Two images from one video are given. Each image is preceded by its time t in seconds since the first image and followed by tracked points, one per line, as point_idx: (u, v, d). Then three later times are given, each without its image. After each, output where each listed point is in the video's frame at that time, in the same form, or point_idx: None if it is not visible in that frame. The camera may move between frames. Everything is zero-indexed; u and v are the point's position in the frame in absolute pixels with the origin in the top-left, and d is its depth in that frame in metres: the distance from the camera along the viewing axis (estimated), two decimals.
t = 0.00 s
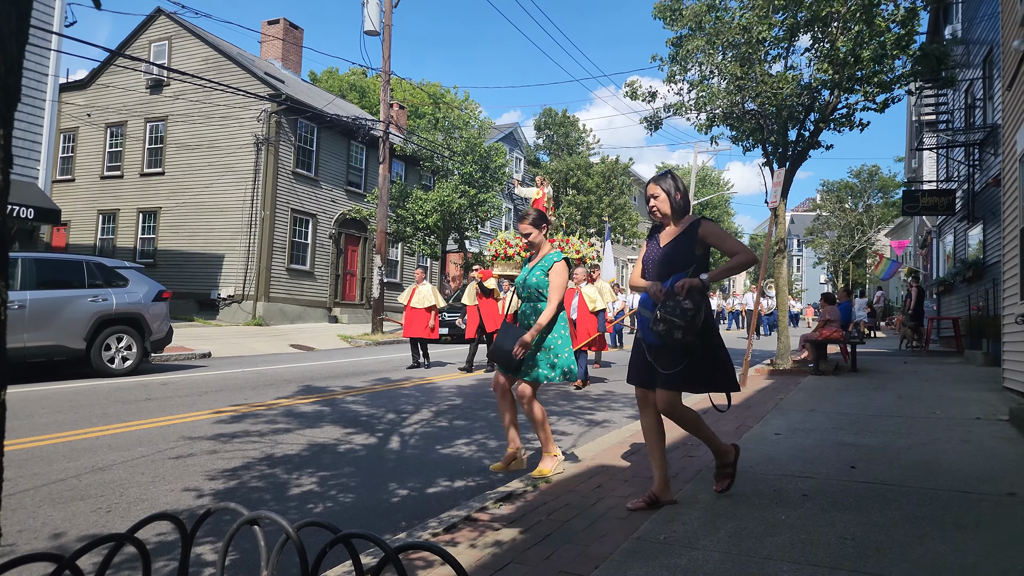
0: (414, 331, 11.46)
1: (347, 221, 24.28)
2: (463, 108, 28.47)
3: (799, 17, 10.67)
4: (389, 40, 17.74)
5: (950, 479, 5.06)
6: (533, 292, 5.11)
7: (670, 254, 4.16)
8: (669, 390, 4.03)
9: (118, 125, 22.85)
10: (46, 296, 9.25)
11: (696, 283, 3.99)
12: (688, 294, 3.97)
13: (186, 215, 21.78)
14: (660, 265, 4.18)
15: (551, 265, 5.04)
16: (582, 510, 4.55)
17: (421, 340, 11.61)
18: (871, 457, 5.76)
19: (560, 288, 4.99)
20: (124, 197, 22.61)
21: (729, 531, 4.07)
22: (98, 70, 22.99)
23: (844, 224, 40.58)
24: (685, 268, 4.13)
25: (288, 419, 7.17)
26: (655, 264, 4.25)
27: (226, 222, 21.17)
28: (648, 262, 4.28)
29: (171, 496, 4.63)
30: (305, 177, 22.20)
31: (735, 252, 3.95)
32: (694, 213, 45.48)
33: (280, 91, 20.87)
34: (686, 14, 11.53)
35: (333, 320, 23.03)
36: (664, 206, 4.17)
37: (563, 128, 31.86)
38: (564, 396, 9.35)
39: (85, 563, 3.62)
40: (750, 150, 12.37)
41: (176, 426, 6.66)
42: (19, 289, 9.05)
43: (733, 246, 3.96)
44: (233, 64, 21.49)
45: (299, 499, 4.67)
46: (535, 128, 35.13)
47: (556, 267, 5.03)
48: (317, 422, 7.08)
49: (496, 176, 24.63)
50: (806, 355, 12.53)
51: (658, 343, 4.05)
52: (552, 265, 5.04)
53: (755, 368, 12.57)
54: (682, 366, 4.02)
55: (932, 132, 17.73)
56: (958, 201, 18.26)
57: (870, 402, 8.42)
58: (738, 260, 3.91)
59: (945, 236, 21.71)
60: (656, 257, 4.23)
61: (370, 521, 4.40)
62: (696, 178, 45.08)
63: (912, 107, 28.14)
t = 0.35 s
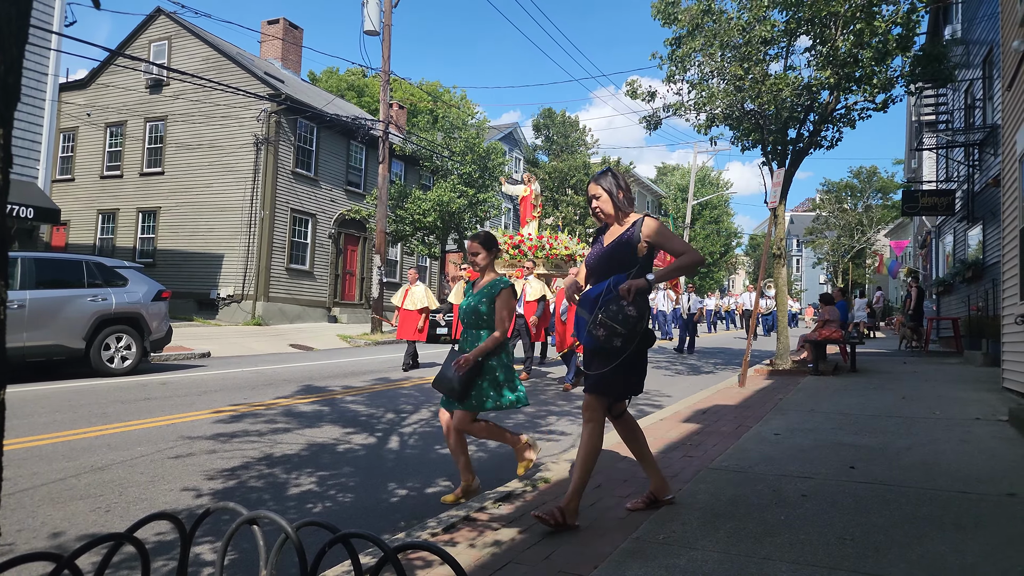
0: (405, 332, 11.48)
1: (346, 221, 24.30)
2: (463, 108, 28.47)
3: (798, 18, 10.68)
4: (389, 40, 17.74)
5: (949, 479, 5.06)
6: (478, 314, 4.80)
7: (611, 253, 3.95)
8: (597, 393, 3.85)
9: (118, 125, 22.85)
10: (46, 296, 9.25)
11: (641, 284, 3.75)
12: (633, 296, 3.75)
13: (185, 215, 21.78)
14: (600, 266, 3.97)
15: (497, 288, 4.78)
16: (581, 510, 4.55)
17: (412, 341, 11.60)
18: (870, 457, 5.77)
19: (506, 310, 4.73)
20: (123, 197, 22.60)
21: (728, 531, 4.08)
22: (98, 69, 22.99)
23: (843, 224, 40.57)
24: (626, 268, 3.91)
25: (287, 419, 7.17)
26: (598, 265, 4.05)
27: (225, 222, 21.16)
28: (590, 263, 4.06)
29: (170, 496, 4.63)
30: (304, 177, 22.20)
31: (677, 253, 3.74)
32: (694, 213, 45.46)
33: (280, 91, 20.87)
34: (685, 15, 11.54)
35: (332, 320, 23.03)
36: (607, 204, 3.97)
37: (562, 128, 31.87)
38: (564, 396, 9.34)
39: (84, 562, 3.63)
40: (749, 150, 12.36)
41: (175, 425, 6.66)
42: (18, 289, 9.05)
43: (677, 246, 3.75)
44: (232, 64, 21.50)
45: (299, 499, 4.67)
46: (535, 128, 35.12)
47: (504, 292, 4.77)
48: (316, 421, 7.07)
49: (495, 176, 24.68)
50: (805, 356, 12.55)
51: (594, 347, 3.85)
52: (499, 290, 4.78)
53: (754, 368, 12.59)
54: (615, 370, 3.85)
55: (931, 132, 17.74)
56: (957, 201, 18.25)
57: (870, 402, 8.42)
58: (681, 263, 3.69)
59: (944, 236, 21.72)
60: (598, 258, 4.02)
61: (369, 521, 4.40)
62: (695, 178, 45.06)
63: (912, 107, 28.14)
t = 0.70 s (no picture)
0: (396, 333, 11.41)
1: (346, 221, 24.31)
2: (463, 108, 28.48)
3: (799, 19, 10.68)
4: (389, 39, 17.75)
5: (948, 480, 5.08)
6: (425, 310, 4.32)
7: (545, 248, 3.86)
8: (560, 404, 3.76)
9: (118, 124, 22.85)
10: (45, 295, 9.25)
11: (569, 272, 3.63)
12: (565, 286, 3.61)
13: (185, 214, 21.79)
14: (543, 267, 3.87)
15: (447, 281, 4.29)
16: (581, 510, 4.55)
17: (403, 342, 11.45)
18: (868, 457, 5.78)
19: (461, 306, 4.27)
20: (123, 196, 22.60)
21: (727, 531, 4.08)
22: (98, 68, 22.97)
23: (843, 225, 40.60)
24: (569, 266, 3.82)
25: (287, 418, 7.17)
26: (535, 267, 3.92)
27: (226, 221, 21.17)
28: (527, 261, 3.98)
29: (169, 495, 4.63)
30: (304, 177, 22.20)
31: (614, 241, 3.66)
32: (694, 213, 45.46)
33: (280, 90, 20.87)
34: (686, 15, 11.52)
35: (332, 320, 23.04)
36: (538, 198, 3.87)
37: (562, 128, 31.86)
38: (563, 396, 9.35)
39: (82, 561, 3.62)
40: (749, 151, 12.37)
41: (175, 425, 6.66)
42: (18, 288, 9.05)
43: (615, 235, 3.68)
44: (233, 63, 21.51)
45: (298, 499, 4.67)
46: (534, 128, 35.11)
47: (450, 288, 4.28)
48: (316, 421, 7.07)
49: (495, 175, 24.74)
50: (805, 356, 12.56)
51: (551, 354, 3.70)
52: (445, 285, 4.29)
53: (754, 368, 12.58)
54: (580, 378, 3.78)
55: (932, 134, 17.75)
56: (956, 202, 18.27)
57: (869, 403, 8.43)
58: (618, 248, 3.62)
59: (943, 237, 21.75)
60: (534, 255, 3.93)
61: (367, 521, 4.40)
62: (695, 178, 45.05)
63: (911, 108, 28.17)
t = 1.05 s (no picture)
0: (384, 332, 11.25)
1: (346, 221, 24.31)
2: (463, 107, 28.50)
3: (800, 19, 10.68)
4: (389, 39, 17.75)
5: (948, 480, 5.08)
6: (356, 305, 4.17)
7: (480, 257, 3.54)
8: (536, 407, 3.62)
9: (118, 124, 22.85)
10: (45, 294, 9.25)
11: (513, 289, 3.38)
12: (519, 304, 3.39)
13: (184, 213, 21.80)
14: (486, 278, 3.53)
15: (380, 274, 4.13)
16: (580, 510, 4.56)
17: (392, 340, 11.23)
18: (868, 458, 5.78)
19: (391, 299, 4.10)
20: (123, 195, 22.59)
21: (727, 531, 4.08)
22: (97, 68, 22.97)
23: (842, 226, 40.63)
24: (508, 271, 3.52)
25: (286, 418, 7.17)
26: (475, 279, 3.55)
27: (226, 220, 21.17)
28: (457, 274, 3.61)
29: (169, 494, 4.63)
30: (304, 176, 22.19)
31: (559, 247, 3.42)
32: (694, 214, 45.48)
33: (280, 90, 20.87)
34: (688, 14, 11.50)
35: (332, 320, 23.03)
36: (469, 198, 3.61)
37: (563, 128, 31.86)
38: (563, 396, 9.36)
39: (81, 560, 3.62)
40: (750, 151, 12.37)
41: (174, 424, 6.66)
42: (18, 287, 9.06)
43: (550, 237, 3.41)
44: (233, 63, 21.51)
45: (297, 499, 4.67)
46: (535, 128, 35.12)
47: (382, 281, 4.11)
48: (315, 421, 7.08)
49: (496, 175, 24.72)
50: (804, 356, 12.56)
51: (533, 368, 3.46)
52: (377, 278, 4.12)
53: (754, 368, 12.59)
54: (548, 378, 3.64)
55: (932, 134, 17.76)
56: (956, 202, 18.27)
57: (868, 403, 8.44)
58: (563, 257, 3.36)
59: (943, 237, 21.77)
60: (460, 274, 3.62)
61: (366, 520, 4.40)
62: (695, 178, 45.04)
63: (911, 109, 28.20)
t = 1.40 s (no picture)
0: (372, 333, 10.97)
1: (345, 221, 24.31)
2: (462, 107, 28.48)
3: (799, 20, 10.69)
4: (389, 39, 17.73)
5: (946, 480, 5.08)
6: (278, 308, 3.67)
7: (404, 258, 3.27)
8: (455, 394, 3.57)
9: (117, 124, 22.84)
10: (43, 294, 9.23)
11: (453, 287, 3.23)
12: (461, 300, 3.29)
13: (183, 213, 21.78)
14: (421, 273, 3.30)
15: (306, 277, 3.64)
16: (579, 510, 4.55)
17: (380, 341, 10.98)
18: (868, 458, 5.79)
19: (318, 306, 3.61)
20: (122, 195, 22.58)
21: (727, 531, 4.08)
22: (96, 68, 22.95)
23: (841, 226, 40.67)
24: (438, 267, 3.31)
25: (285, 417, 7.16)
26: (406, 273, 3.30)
27: (225, 220, 21.18)
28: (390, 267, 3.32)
29: (167, 494, 4.62)
30: (303, 176, 22.18)
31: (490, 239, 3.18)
32: (694, 214, 45.51)
33: (280, 90, 20.86)
34: (689, 14, 11.50)
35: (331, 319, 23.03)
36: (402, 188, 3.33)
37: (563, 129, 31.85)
38: (563, 396, 9.37)
39: (78, 561, 3.61)
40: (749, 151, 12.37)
41: (173, 424, 6.65)
42: (16, 287, 9.05)
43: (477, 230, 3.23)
44: (232, 62, 21.49)
45: (296, 499, 4.67)
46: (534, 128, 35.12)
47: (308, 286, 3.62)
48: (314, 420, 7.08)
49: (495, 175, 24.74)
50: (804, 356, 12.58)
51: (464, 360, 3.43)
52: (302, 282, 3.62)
53: (754, 369, 12.58)
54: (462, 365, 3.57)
55: (932, 134, 17.77)
56: (956, 203, 18.28)
57: (867, 404, 8.44)
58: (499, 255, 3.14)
59: (942, 238, 21.80)
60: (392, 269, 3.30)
61: (365, 520, 4.40)
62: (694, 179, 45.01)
63: (911, 110, 28.23)
